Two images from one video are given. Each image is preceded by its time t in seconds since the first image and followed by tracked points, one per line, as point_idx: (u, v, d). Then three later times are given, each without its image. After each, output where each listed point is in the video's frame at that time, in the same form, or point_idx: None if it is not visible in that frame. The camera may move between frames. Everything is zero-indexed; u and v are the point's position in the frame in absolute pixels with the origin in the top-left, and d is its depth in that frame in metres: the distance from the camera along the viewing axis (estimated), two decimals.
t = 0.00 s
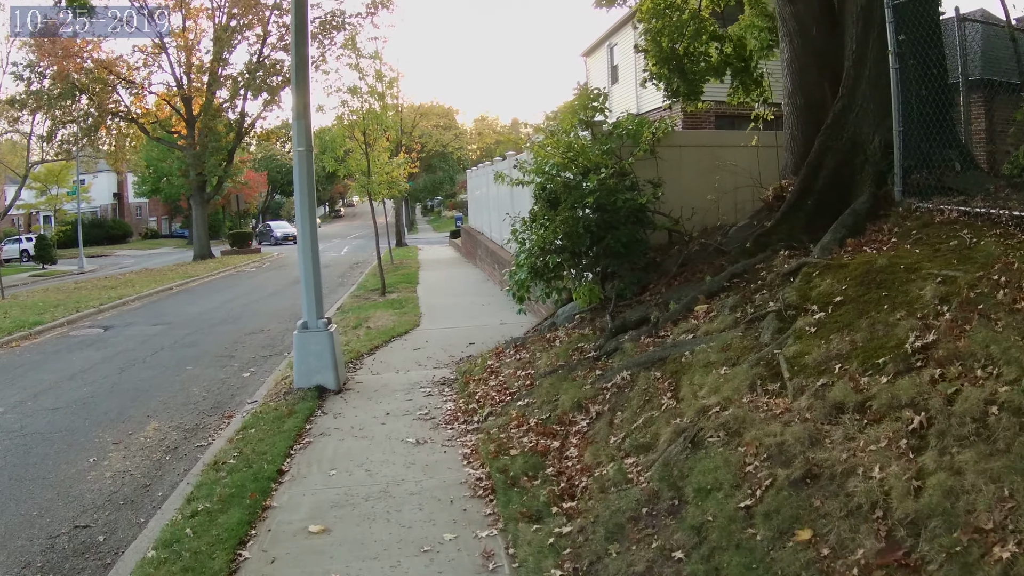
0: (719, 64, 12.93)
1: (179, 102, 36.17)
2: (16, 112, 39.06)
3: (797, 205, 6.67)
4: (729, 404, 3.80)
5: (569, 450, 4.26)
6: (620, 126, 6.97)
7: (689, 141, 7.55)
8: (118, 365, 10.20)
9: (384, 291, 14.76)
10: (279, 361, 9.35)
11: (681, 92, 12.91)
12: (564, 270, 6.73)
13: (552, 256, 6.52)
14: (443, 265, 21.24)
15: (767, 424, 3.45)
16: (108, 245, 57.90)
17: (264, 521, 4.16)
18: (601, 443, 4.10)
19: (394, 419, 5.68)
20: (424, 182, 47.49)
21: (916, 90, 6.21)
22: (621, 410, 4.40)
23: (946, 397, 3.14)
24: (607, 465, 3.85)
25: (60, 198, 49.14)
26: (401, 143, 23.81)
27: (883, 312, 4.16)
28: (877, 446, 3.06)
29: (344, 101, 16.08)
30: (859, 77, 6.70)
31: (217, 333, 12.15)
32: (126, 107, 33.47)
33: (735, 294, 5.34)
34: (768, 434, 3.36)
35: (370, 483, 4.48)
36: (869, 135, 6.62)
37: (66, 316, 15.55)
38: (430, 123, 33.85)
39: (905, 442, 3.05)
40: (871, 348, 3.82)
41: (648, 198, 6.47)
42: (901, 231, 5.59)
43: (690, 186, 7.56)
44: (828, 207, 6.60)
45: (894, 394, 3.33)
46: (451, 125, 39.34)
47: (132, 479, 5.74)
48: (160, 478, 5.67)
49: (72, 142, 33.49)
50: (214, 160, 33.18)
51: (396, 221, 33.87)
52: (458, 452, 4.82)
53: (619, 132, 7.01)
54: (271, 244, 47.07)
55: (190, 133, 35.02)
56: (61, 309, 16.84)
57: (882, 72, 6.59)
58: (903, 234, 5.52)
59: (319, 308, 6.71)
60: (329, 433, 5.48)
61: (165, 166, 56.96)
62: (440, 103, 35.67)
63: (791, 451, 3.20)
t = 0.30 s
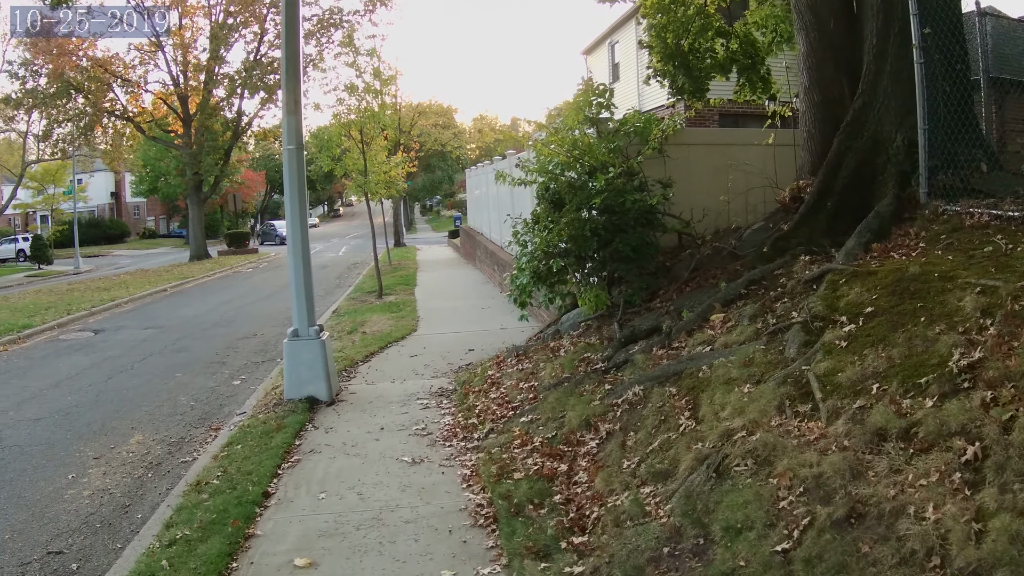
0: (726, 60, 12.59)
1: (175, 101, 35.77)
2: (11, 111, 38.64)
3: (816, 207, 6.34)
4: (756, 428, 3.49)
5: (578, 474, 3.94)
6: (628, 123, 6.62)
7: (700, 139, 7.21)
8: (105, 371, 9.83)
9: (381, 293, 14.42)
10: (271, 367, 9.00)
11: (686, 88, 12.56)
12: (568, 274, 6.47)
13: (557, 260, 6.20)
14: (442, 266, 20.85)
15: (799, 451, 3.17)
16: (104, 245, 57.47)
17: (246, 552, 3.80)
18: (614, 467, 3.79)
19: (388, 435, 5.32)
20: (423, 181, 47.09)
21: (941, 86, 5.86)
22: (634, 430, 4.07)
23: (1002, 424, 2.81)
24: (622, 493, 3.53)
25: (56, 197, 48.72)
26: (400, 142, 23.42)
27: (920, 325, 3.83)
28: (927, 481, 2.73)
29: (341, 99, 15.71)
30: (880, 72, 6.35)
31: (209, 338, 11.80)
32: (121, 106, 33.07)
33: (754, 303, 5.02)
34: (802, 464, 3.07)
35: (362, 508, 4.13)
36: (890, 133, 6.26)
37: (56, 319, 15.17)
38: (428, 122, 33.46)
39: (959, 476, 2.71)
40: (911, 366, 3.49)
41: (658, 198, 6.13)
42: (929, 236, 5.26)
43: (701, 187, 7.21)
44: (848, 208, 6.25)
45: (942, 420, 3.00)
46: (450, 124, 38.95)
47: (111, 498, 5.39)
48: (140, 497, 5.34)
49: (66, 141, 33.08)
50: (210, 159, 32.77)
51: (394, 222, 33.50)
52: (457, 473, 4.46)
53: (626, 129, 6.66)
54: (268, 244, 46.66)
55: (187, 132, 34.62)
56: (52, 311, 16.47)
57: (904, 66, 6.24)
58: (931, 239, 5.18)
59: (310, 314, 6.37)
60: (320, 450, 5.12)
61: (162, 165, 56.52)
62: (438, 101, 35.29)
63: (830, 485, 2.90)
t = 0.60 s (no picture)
0: (733, 54, 12.21)
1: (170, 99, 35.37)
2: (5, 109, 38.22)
3: (838, 206, 5.96)
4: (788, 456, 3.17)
5: (588, 502, 3.59)
6: (635, 117, 6.25)
7: (710, 135, 6.84)
8: (90, 376, 9.46)
9: (377, 294, 14.04)
10: (262, 373, 8.64)
11: (691, 84, 12.18)
12: (572, 276, 6.12)
13: (560, 261, 5.83)
14: (440, 266, 20.46)
15: (841, 485, 2.85)
16: (100, 245, 57.01)
17: None
18: (629, 496, 3.45)
19: (379, 451, 4.94)
20: (421, 180, 46.71)
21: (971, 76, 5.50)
22: (649, 452, 3.73)
23: None
24: (640, 526, 3.20)
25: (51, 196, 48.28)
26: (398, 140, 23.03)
27: (966, 337, 3.47)
28: (993, 522, 2.40)
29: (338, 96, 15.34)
30: (903, 63, 6.00)
31: (200, 341, 11.43)
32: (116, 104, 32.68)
33: (775, 310, 4.68)
34: (845, 499, 2.75)
35: (349, 537, 3.75)
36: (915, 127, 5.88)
37: (45, 321, 14.77)
38: (427, 120, 33.07)
39: None
40: (960, 384, 3.14)
41: (669, 196, 5.75)
42: (962, 237, 4.91)
43: (712, 184, 6.85)
44: (871, 207, 5.87)
45: (1003, 449, 2.65)
46: (449, 122, 38.60)
47: (83, 519, 4.99)
48: (116, 517, 4.97)
49: (60, 140, 32.69)
50: (206, 158, 32.37)
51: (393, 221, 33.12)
52: (453, 497, 4.09)
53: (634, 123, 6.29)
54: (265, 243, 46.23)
55: (182, 130, 34.22)
56: (41, 313, 16.08)
57: (929, 57, 5.88)
58: (964, 241, 4.83)
59: (298, 320, 5.99)
60: (306, 468, 4.75)
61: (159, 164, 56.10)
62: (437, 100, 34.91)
63: (880, 525, 2.58)
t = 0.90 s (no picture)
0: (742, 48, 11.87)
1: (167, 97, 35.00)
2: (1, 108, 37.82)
3: (866, 208, 5.62)
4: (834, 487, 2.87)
5: (609, 535, 3.28)
6: (647, 112, 5.91)
7: (726, 132, 6.51)
8: (78, 382, 9.11)
9: (376, 296, 13.70)
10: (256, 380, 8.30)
11: (699, 80, 11.88)
12: (582, 281, 5.79)
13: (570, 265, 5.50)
14: (440, 266, 20.12)
15: (899, 523, 2.57)
16: (97, 244, 56.60)
17: None
18: (656, 528, 3.15)
19: (377, 470, 4.60)
20: (421, 179, 46.39)
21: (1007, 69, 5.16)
22: (676, 478, 3.41)
23: None
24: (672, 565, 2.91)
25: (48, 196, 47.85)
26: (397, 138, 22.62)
27: None
28: None
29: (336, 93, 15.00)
30: (932, 56, 5.64)
31: (194, 345, 11.10)
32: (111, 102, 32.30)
33: (804, 319, 4.36)
34: (905, 540, 2.47)
35: (344, 571, 3.40)
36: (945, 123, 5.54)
37: (36, 324, 14.41)
38: (426, 118, 32.75)
39: None
40: None
41: (687, 196, 5.41)
42: (1002, 239, 4.58)
43: (728, 184, 6.52)
44: (901, 208, 5.54)
45: None
46: (449, 121, 38.28)
47: (62, 543, 4.59)
48: (98, 540, 4.63)
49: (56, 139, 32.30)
50: (203, 156, 32.00)
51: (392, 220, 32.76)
52: (459, 524, 3.75)
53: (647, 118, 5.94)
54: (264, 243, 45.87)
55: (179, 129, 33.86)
56: (32, 315, 15.71)
57: (960, 49, 5.53)
58: (1005, 244, 4.52)
59: (291, 327, 5.65)
60: (298, 490, 4.40)
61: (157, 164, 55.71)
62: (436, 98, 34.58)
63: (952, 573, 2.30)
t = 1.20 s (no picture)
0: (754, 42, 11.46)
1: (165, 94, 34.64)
2: None
3: (902, 206, 5.27)
4: (904, 522, 2.53)
5: (643, 570, 2.94)
6: (666, 104, 5.58)
7: (749, 126, 6.16)
8: (68, 387, 8.75)
9: (376, 296, 13.35)
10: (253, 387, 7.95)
11: (708, 76, 11.40)
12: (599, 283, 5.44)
13: (586, 266, 5.16)
14: (441, 266, 19.74)
15: (983, 565, 2.24)
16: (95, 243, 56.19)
17: None
18: (697, 566, 2.82)
19: (381, 490, 4.25)
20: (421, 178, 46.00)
21: None
22: (716, 508, 3.07)
23: None
24: None
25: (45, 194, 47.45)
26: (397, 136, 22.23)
27: None
28: None
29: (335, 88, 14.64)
30: (967, 47, 5.30)
31: (189, 348, 10.74)
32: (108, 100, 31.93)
33: (844, 327, 4.02)
34: None
35: None
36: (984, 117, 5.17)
37: (28, 326, 14.04)
38: (427, 116, 32.38)
39: None
40: None
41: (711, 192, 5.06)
42: None
43: (751, 182, 6.17)
44: (938, 207, 5.18)
45: None
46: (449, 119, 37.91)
47: (41, 568, 4.23)
48: (80, 564, 4.28)
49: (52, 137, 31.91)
50: (201, 154, 31.61)
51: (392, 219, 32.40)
52: (474, 554, 3.41)
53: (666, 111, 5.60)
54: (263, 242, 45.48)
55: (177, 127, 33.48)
56: (25, 316, 15.33)
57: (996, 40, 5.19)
58: None
59: (288, 334, 5.30)
60: (296, 513, 4.06)
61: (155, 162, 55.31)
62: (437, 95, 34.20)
63: None
